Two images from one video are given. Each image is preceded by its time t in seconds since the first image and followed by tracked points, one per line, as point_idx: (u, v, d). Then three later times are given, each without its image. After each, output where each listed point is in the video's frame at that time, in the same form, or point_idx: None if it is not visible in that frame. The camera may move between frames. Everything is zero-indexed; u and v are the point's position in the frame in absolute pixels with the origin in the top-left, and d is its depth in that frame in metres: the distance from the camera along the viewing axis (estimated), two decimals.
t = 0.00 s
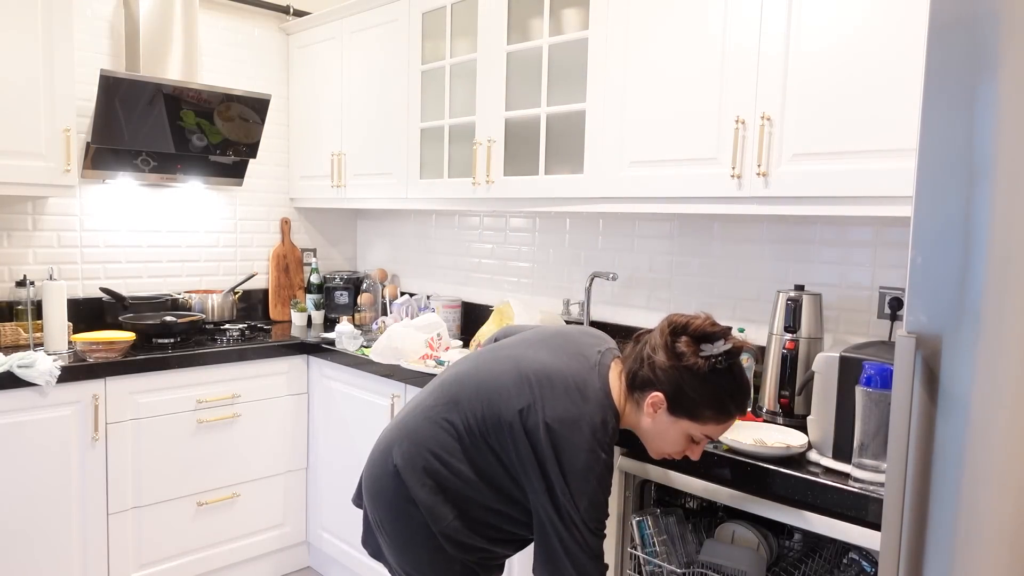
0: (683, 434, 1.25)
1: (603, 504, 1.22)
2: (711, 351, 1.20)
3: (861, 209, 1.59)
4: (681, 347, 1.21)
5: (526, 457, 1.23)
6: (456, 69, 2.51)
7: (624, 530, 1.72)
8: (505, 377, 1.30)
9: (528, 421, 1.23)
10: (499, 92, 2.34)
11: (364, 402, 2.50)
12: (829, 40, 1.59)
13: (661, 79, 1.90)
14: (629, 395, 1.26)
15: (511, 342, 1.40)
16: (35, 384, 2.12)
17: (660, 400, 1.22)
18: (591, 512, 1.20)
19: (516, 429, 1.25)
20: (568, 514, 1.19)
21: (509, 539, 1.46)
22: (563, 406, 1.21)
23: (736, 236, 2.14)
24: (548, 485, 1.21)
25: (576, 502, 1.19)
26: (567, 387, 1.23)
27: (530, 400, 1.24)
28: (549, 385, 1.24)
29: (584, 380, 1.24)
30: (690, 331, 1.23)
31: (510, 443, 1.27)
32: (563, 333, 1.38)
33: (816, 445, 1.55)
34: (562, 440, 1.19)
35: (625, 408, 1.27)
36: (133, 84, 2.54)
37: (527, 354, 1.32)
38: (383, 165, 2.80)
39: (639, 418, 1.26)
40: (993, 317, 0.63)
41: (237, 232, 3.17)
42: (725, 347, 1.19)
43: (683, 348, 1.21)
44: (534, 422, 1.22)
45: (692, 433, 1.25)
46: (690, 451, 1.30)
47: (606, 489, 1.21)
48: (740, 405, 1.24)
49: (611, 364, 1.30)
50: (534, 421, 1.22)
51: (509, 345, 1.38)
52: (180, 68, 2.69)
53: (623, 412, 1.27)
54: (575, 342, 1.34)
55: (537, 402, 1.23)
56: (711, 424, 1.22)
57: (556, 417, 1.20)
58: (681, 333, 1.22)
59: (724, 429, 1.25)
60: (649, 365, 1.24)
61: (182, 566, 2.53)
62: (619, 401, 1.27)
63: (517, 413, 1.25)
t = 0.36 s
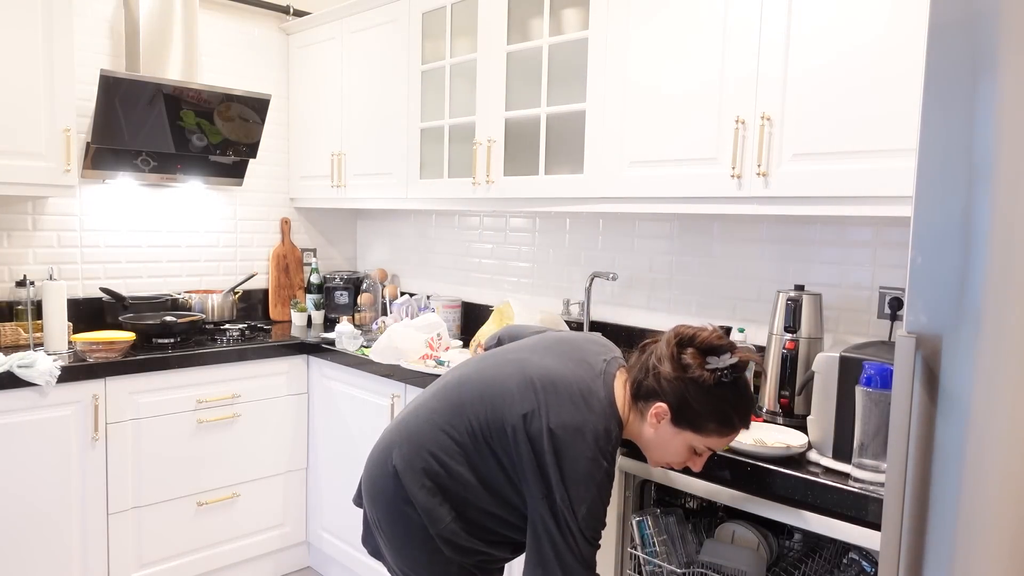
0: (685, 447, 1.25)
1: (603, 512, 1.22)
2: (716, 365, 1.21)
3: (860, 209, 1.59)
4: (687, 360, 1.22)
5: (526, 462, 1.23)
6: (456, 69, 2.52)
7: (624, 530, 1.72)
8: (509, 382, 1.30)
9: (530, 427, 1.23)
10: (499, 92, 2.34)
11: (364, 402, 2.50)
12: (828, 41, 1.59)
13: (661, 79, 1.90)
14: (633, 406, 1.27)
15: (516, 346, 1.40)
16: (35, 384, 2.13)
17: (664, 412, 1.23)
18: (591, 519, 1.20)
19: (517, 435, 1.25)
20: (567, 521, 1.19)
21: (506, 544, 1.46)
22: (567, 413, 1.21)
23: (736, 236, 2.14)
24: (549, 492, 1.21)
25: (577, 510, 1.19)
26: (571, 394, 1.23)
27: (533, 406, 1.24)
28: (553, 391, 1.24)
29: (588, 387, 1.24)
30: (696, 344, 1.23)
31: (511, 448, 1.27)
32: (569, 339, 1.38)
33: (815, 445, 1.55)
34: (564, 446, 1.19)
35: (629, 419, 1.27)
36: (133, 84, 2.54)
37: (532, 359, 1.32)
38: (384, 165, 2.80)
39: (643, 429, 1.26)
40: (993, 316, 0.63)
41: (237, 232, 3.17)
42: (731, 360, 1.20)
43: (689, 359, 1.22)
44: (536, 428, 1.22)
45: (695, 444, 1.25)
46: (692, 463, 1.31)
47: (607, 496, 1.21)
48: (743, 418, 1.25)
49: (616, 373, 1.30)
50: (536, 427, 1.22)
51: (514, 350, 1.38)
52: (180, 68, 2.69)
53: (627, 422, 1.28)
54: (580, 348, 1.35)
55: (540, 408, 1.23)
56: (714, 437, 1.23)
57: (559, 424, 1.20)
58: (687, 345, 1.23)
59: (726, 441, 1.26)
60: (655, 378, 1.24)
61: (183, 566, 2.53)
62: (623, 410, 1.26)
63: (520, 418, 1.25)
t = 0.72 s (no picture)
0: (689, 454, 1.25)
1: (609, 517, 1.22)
2: (720, 373, 1.19)
3: (860, 209, 1.59)
4: (690, 368, 1.21)
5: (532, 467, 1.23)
6: (456, 69, 2.51)
7: (624, 530, 1.72)
8: (515, 386, 1.30)
9: (536, 432, 1.23)
10: (499, 92, 2.34)
11: (364, 402, 2.50)
12: (829, 40, 1.59)
13: (661, 79, 1.90)
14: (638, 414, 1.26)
15: (522, 350, 1.40)
16: (35, 384, 2.13)
17: (667, 420, 1.22)
18: (597, 526, 1.20)
19: (523, 439, 1.25)
20: (573, 527, 1.19)
21: (507, 545, 1.47)
22: (574, 419, 1.21)
23: (736, 237, 2.14)
24: (555, 497, 1.21)
25: (583, 515, 1.19)
26: (578, 401, 1.23)
27: (539, 411, 1.24)
28: (560, 397, 1.24)
29: (594, 393, 1.24)
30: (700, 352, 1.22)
31: (517, 452, 1.27)
32: (574, 343, 1.38)
33: (815, 445, 1.55)
34: (572, 454, 1.19)
35: (632, 426, 1.27)
36: (133, 84, 2.54)
37: (537, 363, 1.32)
38: (384, 165, 2.80)
39: (647, 437, 1.26)
40: (993, 316, 0.63)
41: (237, 232, 3.17)
42: (735, 368, 1.19)
43: (693, 367, 1.21)
44: (542, 433, 1.22)
45: (698, 452, 1.25)
46: (696, 468, 1.31)
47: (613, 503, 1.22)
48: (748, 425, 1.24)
49: (622, 380, 1.30)
50: (543, 432, 1.22)
51: (520, 353, 1.38)
52: (180, 68, 2.69)
53: (630, 429, 1.27)
54: (585, 353, 1.35)
55: (546, 413, 1.23)
56: (717, 446, 1.22)
57: (565, 430, 1.20)
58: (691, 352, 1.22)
59: (730, 448, 1.25)
60: (658, 385, 1.23)
61: (182, 566, 2.53)
62: (627, 418, 1.26)
63: (526, 423, 1.25)
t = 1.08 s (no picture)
0: (679, 404, 1.22)
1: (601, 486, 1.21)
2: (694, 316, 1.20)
3: (860, 209, 1.59)
4: (664, 316, 1.22)
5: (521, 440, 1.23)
6: (456, 69, 2.52)
7: (624, 530, 1.72)
8: (500, 365, 1.31)
9: (523, 407, 1.23)
10: (498, 92, 2.35)
11: (364, 402, 2.50)
12: (828, 40, 1.59)
13: (661, 79, 1.90)
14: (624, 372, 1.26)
15: (510, 332, 1.41)
16: (35, 384, 2.12)
17: (650, 371, 1.22)
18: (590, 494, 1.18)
19: (511, 414, 1.25)
20: (565, 495, 1.18)
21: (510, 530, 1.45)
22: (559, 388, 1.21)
23: (736, 237, 2.14)
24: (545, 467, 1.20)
25: (573, 483, 1.18)
26: (561, 371, 1.23)
27: (524, 385, 1.24)
28: (544, 370, 1.24)
29: (578, 361, 1.24)
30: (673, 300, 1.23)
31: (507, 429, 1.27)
32: (561, 322, 1.39)
33: (816, 445, 1.55)
34: (565, 424, 1.18)
35: (620, 387, 1.26)
36: (133, 84, 2.54)
37: (522, 342, 1.32)
38: (383, 164, 2.80)
39: (636, 395, 1.25)
40: (993, 316, 0.63)
41: (237, 232, 3.17)
42: (706, 309, 1.20)
43: (668, 316, 1.21)
44: (528, 406, 1.22)
45: (687, 401, 1.23)
46: (692, 424, 1.28)
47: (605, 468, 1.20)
48: (731, 368, 1.22)
49: (605, 346, 1.30)
50: (528, 404, 1.22)
51: (507, 336, 1.39)
52: (180, 68, 2.69)
53: (618, 390, 1.27)
54: (571, 328, 1.35)
55: (531, 386, 1.23)
56: (708, 386, 1.21)
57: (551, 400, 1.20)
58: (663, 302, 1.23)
59: (719, 394, 1.23)
60: (638, 340, 1.24)
61: (182, 566, 2.53)
62: (613, 379, 1.25)
63: (512, 398, 1.25)
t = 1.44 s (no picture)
0: (587, 238, 1.17)
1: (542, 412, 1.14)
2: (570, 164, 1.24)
3: (860, 209, 1.59)
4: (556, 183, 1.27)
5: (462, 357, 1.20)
6: (455, 69, 2.52)
7: (624, 530, 1.72)
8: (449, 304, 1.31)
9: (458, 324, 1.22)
10: (499, 92, 2.35)
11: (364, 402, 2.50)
12: (828, 40, 1.59)
13: (661, 79, 1.90)
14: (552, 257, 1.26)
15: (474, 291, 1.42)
16: (35, 384, 2.12)
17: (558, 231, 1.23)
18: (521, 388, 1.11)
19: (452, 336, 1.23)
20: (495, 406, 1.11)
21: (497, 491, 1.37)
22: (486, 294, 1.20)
23: (735, 237, 2.14)
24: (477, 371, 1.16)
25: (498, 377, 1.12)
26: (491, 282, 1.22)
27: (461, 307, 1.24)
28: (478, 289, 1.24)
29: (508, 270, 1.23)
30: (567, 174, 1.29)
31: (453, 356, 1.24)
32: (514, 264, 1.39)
33: (816, 445, 1.55)
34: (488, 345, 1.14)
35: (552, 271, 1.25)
36: (133, 84, 2.54)
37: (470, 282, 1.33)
38: (383, 164, 2.80)
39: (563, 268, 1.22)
40: (993, 316, 0.63)
41: (237, 232, 3.18)
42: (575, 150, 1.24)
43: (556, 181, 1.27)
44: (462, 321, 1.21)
45: (591, 230, 1.17)
46: (623, 261, 1.17)
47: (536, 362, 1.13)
48: (626, 188, 1.18)
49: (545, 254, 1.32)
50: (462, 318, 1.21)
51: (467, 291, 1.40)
52: (180, 69, 2.69)
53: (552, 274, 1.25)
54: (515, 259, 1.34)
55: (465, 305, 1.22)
56: (604, 204, 1.16)
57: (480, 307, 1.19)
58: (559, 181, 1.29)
59: (623, 209, 1.16)
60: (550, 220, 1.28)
61: (182, 566, 2.53)
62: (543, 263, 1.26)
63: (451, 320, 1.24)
